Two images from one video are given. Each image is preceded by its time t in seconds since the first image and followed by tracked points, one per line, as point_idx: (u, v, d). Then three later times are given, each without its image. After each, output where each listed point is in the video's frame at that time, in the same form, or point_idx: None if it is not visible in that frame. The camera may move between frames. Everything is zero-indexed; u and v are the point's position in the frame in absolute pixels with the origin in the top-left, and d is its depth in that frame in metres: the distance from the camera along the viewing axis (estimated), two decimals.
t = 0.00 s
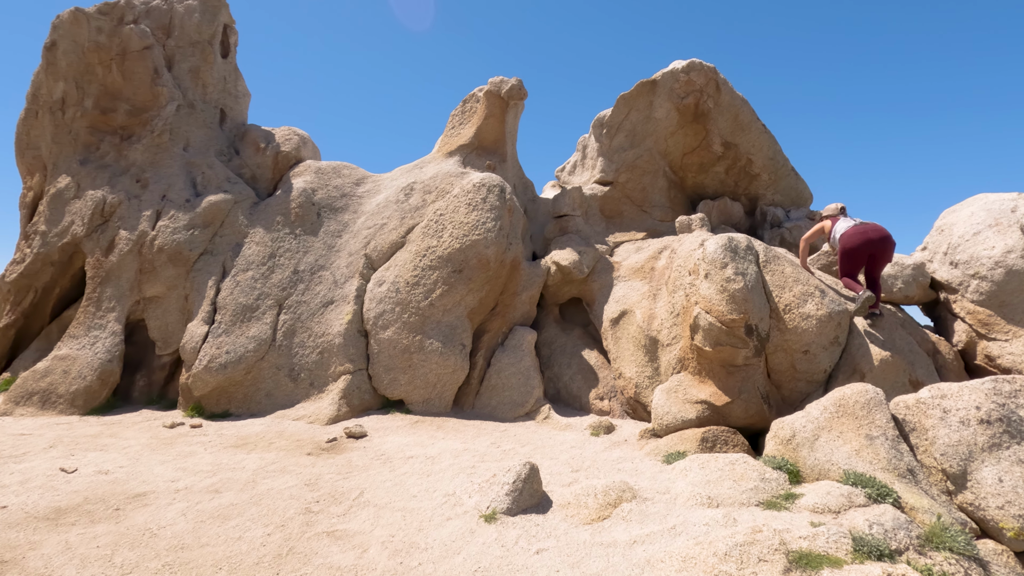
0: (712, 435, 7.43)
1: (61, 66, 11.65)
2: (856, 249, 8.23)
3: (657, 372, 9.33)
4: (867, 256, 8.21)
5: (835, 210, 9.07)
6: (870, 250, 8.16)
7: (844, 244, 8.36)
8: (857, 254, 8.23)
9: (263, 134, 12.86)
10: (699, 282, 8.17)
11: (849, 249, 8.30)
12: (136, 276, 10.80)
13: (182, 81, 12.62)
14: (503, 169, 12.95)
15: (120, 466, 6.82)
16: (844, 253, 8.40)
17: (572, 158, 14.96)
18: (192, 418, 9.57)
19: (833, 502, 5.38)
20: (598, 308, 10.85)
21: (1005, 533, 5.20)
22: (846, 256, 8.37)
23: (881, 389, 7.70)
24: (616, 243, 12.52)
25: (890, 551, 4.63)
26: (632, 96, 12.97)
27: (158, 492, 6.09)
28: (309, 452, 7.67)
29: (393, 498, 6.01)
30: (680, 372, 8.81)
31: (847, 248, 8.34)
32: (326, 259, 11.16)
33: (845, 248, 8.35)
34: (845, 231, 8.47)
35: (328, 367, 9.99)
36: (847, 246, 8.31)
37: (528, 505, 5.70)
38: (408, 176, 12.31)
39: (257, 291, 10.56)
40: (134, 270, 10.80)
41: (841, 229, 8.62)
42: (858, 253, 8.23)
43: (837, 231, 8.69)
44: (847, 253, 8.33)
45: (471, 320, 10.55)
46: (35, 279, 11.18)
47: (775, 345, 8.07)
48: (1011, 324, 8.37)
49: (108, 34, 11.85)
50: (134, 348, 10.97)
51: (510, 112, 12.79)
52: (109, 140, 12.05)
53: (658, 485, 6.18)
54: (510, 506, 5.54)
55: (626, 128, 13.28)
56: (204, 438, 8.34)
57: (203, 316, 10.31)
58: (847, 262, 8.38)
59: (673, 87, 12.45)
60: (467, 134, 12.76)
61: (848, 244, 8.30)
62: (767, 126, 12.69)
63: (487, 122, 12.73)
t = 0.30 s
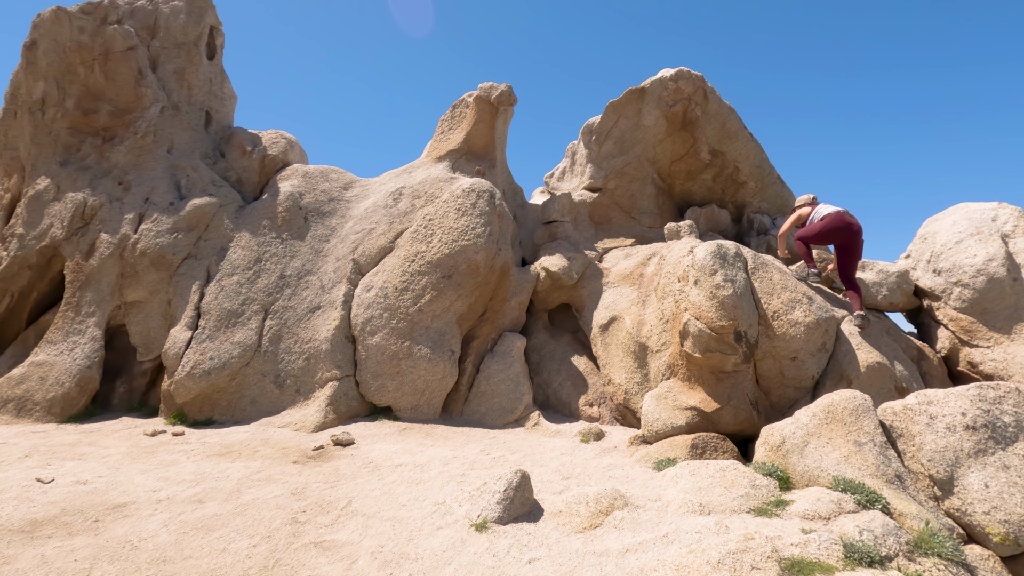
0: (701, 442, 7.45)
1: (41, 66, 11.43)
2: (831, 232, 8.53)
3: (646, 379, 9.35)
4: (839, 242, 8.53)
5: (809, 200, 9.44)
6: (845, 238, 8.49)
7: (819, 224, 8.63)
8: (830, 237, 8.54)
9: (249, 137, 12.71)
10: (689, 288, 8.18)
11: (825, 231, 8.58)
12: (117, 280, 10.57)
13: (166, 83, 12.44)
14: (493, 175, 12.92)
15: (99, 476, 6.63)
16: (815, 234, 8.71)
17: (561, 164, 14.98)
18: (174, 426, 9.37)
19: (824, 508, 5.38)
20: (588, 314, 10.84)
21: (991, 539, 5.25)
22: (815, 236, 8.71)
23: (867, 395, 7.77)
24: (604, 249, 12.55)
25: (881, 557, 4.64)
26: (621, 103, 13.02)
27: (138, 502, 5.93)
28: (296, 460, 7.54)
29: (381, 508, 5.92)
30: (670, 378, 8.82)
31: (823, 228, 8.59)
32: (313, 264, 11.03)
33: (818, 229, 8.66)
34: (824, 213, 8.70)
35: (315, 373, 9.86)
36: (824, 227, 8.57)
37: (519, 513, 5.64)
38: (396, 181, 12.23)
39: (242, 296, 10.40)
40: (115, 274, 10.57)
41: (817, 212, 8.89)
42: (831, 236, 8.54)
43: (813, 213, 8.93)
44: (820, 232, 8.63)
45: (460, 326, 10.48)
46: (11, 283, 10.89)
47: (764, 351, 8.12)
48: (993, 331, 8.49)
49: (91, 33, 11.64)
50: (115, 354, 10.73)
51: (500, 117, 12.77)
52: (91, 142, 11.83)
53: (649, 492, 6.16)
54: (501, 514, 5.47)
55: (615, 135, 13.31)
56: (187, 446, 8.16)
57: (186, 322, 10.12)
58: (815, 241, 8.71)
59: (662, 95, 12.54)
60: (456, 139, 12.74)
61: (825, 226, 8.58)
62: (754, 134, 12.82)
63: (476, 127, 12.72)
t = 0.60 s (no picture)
0: (693, 448, 7.45)
1: (26, 66, 11.27)
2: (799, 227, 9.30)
3: (637, 385, 9.36)
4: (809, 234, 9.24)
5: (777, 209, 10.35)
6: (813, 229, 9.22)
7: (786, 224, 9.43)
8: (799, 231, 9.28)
9: (238, 140, 12.60)
10: (680, 294, 8.21)
11: (795, 227, 9.32)
12: (103, 285, 10.42)
13: (155, 85, 12.32)
14: (484, 180, 12.91)
15: (82, 485, 6.50)
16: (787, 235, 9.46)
17: (552, 170, 15.01)
18: (159, 433, 9.23)
19: (815, 514, 5.40)
20: (579, 320, 10.85)
21: (980, 544, 5.27)
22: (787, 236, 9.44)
23: (856, 401, 7.80)
24: (595, 254, 12.57)
25: (872, 563, 4.66)
26: (612, 110, 13.12)
27: (123, 512, 5.82)
28: (284, 467, 7.45)
29: (372, 516, 5.85)
30: (661, 384, 8.83)
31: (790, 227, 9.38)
32: (302, 269, 10.94)
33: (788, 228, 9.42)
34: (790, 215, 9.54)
35: (304, 379, 9.76)
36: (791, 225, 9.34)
37: (512, 521, 5.60)
38: (388, 185, 12.18)
39: (231, 301, 10.28)
40: (101, 278, 10.42)
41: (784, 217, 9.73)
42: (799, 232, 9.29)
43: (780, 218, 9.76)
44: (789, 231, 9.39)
45: (451, 332, 10.43)
46: None
47: (755, 357, 8.15)
48: (978, 337, 8.55)
49: (77, 35, 11.50)
50: (99, 360, 10.55)
51: (491, 123, 12.78)
52: (76, 144, 11.68)
53: (641, 499, 6.15)
54: (493, 522, 5.43)
55: (606, 141, 13.39)
56: (173, 454, 8.03)
57: (173, 327, 9.98)
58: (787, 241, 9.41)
59: (652, 102, 12.63)
60: (447, 144, 12.72)
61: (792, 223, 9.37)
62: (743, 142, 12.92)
63: (468, 133, 12.72)
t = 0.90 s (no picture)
0: (687, 452, 7.45)
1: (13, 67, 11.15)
2: (784, 224, 9.52)
3: (631, 389, 9.35)
4: (794, 230, 9.51)
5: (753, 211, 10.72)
6: (798, 224, 9.48)
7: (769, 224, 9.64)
8: (784, 229, 9.53)
9: (229, 143, 12.51)
10: (673, 299, 8.22)
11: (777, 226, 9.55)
12: (91, 289, 10.31)
13: (145, 88, 12.22)
14: (477, 184, 12.89)
15: (68, 493, 6.39)
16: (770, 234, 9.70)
17: (545, 174, 15.02)
18: (148, 439, 9.10)
19: (809, 519, 5.40)
20: (572, 324, 10.83)
21: (972, 547, 5.28)
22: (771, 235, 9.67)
23: (849, 405, 7.81)
24: (589, 259, 12.58)
25: (866, 567, 4.66)
26: (605, 115, 13.16)
27: (110, 520, 5.73)
28: (275, 474, 7.37)
29: (364, 523, 5.79)
30: (655, 388, 8.83)
31: (774, 226, 9.59)
32: (294, 273, 10.86)
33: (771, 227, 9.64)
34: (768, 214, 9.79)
35: (296, 385, 9.67)
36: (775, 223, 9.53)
37: (506, 527, 5.56)
38: (380, 189, 12.13)
39: (221, 306, 10.19)
40: (89, 282, 10.31)
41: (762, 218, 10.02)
42: (784, 229, 9.53)
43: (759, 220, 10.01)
44: (774, 230, 9.58)
45: (445, 336, 10.38)
46: None
47: (748, 362, 8.16)
48: (968, 341, 8.58)
49: (66, 36, 11.39)
50: (86, 365, 10.40)
51: (484, 127, 12.78)
52: (64, 146, 11.55)
53: (636, 504, 6.12)
54: (487, 528, 5.39)
55: (599, 145, 13.43)
56: (161, 460, 7.93)
57: (162, 332, 9.87)
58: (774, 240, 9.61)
59: (645, 107, 12.67)
60: (440, 148, 12.69)
61: (775, 221, 9.59)
62: (735, 147, 12.99)
63: (461, 137, 12.70)
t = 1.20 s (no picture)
0: (686, 455, 7.43)
1: (9, 68, 11.09)
2: (782, 223, 9.60)
3: (630, 392, 9.32)
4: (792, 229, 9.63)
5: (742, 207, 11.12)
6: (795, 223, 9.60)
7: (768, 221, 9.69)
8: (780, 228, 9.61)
9: (226, 144, 12.45)
10: (673, 301, 8.19)
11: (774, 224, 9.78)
12: (86, 291, 10.24)
13: (141, 89, 12.16)
14: (476, 186, 12.85)
15: (63, 497, 6.33)
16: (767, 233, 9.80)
17: (543, 176, 14.99)
18: (143, 443, 9.04)
19: (810, 523, 5.37)
20: (571, 326, 10.80)
21: (973, 551, 5.26)
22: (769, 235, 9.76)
23: (848, 408, 7.78)
24: (587, 261, 12.56)
25: (868, 572, 4.62)
26: (603, 117, 13.16)
27: (105, 525, 5.67)
28: (272, 478, 7.31)
29: (362, 527, 5.74)
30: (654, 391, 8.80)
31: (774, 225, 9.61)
32: (292, 275, 10.81)
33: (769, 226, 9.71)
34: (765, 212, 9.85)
35: (293, 387, 9.62)
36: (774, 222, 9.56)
37: (505, 532, 5.52)
38: (378, 191, 12.08)
39: (218, 308, 10.13)
40: (84, 284, 10.24)
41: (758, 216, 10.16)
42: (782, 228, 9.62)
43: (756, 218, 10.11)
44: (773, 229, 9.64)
45: (443, 339, 10.33)
46: None
47: (747, 364, 8.14)
48: (967, 343, 8.56)
49: (62, 37, 11.32)
50: (81, 367, 10.33)
51: (483, 129, 12.75)
52: (60, 147, 11.49)
53: (635, 508, 6.08)
54: (486, 533, 5.35)
55: (597, 147, 13.43)
56: (157, 464, 7.86)
57: (158, 334, 9.81)
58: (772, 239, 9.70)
59: (643, 109, 12.66)
60: (439, 149, 12.65)
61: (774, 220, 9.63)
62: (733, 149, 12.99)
63: (460, 138, 12.67)
